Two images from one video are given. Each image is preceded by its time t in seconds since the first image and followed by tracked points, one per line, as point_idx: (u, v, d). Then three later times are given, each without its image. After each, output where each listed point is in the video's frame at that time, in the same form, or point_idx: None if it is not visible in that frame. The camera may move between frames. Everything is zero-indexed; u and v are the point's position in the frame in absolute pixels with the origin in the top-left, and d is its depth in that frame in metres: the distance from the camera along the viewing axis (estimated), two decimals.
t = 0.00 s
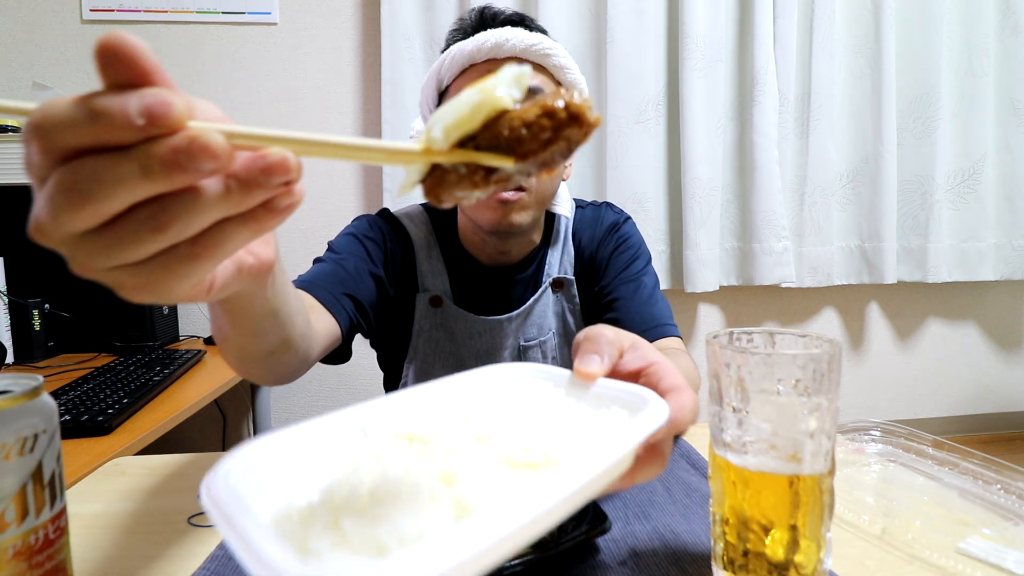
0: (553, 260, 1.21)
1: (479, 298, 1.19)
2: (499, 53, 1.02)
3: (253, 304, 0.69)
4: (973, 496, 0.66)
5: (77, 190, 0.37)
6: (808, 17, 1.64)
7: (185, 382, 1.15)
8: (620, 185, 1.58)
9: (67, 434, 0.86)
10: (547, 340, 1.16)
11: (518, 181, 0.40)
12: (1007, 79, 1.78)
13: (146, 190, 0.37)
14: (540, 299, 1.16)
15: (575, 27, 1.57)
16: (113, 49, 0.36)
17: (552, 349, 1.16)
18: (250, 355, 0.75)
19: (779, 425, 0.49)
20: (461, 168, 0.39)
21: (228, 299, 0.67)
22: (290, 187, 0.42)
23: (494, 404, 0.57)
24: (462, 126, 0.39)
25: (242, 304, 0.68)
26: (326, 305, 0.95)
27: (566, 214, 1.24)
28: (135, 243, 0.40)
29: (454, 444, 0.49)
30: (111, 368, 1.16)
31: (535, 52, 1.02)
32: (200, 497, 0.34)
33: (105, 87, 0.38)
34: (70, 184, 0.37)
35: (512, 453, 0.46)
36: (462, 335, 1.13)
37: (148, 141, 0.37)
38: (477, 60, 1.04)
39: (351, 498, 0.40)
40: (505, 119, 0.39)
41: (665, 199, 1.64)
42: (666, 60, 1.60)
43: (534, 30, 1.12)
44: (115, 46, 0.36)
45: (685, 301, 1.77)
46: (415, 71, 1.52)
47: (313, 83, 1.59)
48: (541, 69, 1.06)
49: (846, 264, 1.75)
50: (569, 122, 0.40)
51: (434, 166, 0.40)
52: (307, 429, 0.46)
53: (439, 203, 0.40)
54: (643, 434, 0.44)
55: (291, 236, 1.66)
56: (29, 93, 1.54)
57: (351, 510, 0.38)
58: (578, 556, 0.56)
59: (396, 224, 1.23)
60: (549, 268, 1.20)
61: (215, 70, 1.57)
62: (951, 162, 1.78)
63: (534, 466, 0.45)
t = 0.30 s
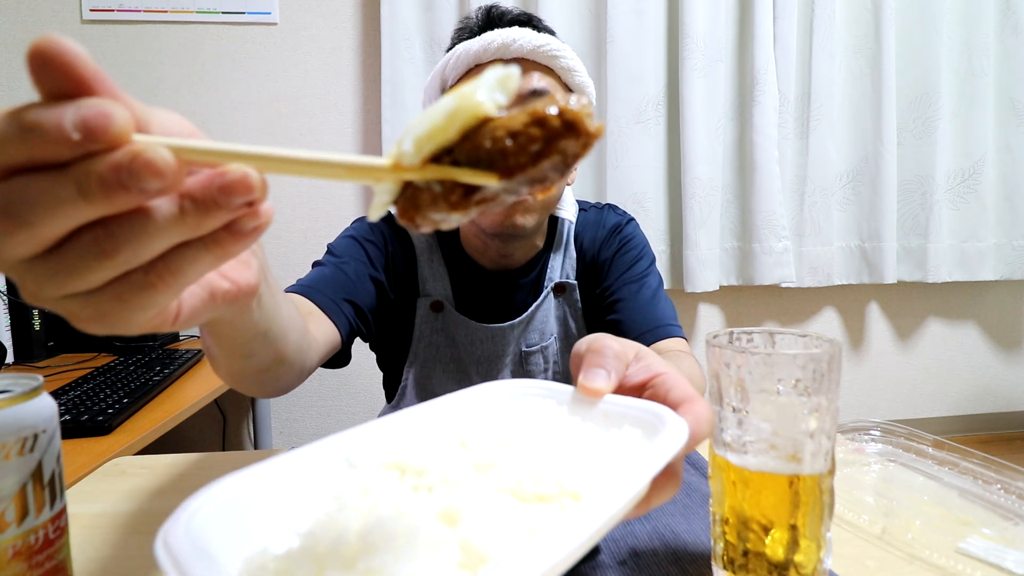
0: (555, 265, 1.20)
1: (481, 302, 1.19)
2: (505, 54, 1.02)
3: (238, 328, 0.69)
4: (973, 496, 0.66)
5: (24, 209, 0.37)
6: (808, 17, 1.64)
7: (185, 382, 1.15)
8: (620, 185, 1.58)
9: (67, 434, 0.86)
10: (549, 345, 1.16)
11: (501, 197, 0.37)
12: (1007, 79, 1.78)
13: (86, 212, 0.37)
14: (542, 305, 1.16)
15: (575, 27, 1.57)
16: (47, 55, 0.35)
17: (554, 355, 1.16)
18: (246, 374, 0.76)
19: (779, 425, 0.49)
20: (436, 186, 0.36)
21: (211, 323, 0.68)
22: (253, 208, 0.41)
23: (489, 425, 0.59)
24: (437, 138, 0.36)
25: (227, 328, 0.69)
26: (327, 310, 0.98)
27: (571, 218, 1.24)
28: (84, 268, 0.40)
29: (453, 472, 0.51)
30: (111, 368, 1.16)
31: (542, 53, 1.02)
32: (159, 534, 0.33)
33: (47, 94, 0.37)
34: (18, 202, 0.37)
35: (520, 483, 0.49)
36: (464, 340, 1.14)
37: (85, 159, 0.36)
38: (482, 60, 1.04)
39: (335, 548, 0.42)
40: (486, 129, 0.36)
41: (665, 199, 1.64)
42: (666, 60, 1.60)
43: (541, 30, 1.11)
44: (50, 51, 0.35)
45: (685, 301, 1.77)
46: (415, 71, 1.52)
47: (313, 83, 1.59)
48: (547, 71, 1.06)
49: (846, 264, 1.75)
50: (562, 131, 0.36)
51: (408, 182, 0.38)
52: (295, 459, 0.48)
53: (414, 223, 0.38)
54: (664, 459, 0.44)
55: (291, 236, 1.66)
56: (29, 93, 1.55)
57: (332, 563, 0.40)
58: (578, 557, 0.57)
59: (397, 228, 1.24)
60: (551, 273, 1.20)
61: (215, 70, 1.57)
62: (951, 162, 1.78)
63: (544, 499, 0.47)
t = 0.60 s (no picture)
0: (559, 268, 1.20)
1: (485, 305, 1.19)
2: (509, 54, 1.03)
3: (250, 346, 0.73)
4: (973, 496, 0.66)
5: (27, 227, 0.38)
6: (808, 17, 1.64)
7: (185, 382, 1.15)
8: (620, 184, 1.58)
9: (67, 434, 0.86)
10: (552, 350, 1.16)
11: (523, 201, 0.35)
12: (1007, 79, 1.78)
13: (88, 227, 0.38)
14: (545, 309, 1.15)
15: (575, 27, 1.57)
16: (44, 67, 0.36)
17: (556, 360, 1.16)
18: (256, 387, 0.79)
19: (779, 425, 0.50)
20: (452, 191, 0.35)
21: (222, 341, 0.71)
22: (260, 222, 0.42)
23: (490, 438, 0.59)
24: (452, 140, 0.35)
25: (239, 345, 0.72)
26: (331, 314, 1.00)
27: (575, 222, 1.22)
28: (88, 285, 0.41)
29: (456, 490, 0.50)
30: (111, 368, 1.16)
31: (547, 54, 1.02)
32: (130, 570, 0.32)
33: (45, 105, 0.38)
34: (20, 220, 0.38)
35: (527, 503, 0.48)
36: (467, 344, 1.14)
37: (85, 173, 0.37)
38: (485, 61, 1.04)
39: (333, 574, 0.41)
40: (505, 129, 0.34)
41: (665, 199, 1.64)
42: (666, 60, 1.60)
43: (546, 30, 1.10)
44: (48, 63, 0.36)
45: (685, 301, 1.77)
46: (415, 71, 1.52)
47: (313, 83, 1.59)
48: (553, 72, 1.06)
49: (845, 264, 1.75)
50: (588, 129, 0.34)
51: (423, 188, 0.37)
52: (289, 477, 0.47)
53: (427, 233, 0.38)
54: (678, 477, 0.43)
55: (291, 236, 1.66)
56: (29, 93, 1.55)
57: None
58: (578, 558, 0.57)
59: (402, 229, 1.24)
60: (554, 277, 1.19)
61: (215, 70, 1.57)
62: (951, 162, 1.78)
63: (554, 519, 0.46)
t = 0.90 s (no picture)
0: (562, 269, 1.20)
1: (488, 306, 1.19)
2: (515, 55, 1.02)
3: (263, 364, 0.75)
4: (973, 496, 0.66)
5: (30, 257, 0.39)
6: (808, 17, 1.64)
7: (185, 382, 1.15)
8: (620, 184, 1.58)
9: (67, 434, 0.86)
10: (554, 349, 1.15)
11: (526, 222, 0.35)
12: (1008, 79, 1.78)
13: (92, 256, 0.38)
14: (549, 309, 1.15)
15: (575, 27, 1.57)
16: (44, 98, 0.37)
17: (558, 360, 1.16)
18: (267, 399, 0.82)
19: (778, 425, 0.50)
20: (453, 215, 0.35)
21: (235, 363, 0.73)
22: (265, 246, 0.42)
23: (491, 451, 0.58)
24: (453, 160, 0.35)
25: (251, 365, 0.74)
26: (339, 321, 1.01)
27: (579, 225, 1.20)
28: (95, 312, 0.42)
29: (455, 507, 0.49)
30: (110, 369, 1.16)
31: (552, 55, 1.02)
32: None
33: (47, 136, 0.38)
34: (24, 250, 0.39)
35: (526, 519, 0.47)
36: (470, 346, 1.14)
37: (87, 203, 0.37)
38: (491, 62, 1.04)
39: None
40: (507, 148, 0.34)
41: (665, 198, 1.64)
42: (666, 60, 1.60)
43: (551, 31, 1.11)
44: (48, 94, 0.37)
45: (685, 301, 1.77)
46: (415, 71, 1.52)
47: (313, 83, 1.59)
48: (558, 73, 1.06)
49: (846, 264, 1.75)
50: (593, 147, 0.33)
51: (423, 210, 0.37)
52: (288, 492, 0.48)
53: (428, 255, 0.38)
54: (675, 494, 0.43)
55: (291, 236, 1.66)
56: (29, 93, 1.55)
57: None
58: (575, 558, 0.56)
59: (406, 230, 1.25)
60: (557, 278, 1.19)
61: (215, 70, 1.57)
62: (951, 162, 1.78)
63: (552, 536, 0.45)
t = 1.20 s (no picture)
0: (563, 269, 1.19)
1: (488, 305, 1.19)
2: (515, 54, 1.03)
3: (268, 361, 0.76)
4: (974, 496, 0.66)
5: (42, 254, 0.41)
6: (809, 16, 1.64)
7: (184, 382, 1.15)
8: (620, 184, 1.58)
9: (67, 434, 0.85)
10: (554, 350, 1.16)
11: (530, 208, 0.38)
12: (1009, 79, 1.77)
13: (101, 252, 0.40)
14: (549, 309, 1.16)
15: (575, 27, 1.57)
16: (56, 96, 0.42)
17: (559, 360, 1.16)
18: (271, 398, 0.83)
19: (779, 425, 0.50)
20: (458, 202, 0.39)
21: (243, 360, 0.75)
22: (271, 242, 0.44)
23: (488, 445, 0.59)
24: (456, 148, 0.38)
25: (258, 362, 0.76)
26: (339, 319, 1.00)
27: (580, 225, 1.20)
28: (104, 305, 0.44)
29: (453, 501, 0.49)
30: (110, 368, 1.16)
31: (553, 54, 1.02)
32: None
33: (58, 132, 0.43)
34: (34, 245, 0.41)
35: (523, 515, 0.47)
36: (470, 346, 1.15)
37: (94, 197, 0.40)
38: (491, 62, 1.04)
39: None
40: (508, 135, 0.37)
41: (666, 198, 1.64)
42: (666, 59, 1.60)
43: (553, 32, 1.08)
44: (60, 94, 0.42)
45: (685, 301, 1.76)
46: (415, 70, 1.52)
47: (313, 83, 1.59)
48: (559, 73, 1.06)
49: (846, 265, 1.75)
50: (594, 130, 0.36)
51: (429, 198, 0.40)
52: (288, 488, 0.47)
53: (434, 242, 0.40)
54: (670, 489, 0.43)
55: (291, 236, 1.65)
56: (28, 93, 1.54)
57: None
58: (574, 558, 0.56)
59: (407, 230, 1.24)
60: (558, 277, 1.18)
61: (215, 69, 1.57)
62: (952, 162, 1.78)
63: (549, 531, 0.45)
